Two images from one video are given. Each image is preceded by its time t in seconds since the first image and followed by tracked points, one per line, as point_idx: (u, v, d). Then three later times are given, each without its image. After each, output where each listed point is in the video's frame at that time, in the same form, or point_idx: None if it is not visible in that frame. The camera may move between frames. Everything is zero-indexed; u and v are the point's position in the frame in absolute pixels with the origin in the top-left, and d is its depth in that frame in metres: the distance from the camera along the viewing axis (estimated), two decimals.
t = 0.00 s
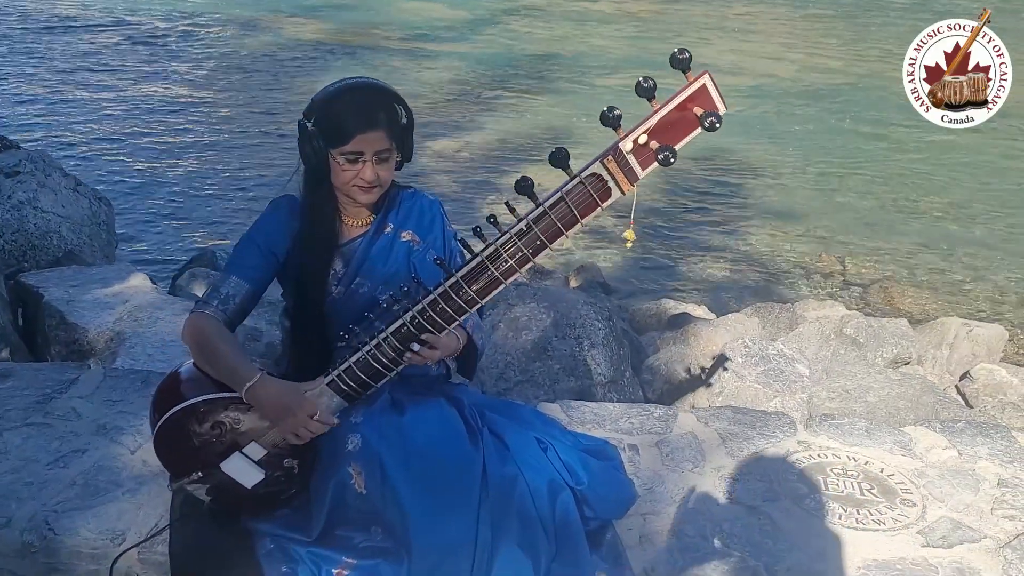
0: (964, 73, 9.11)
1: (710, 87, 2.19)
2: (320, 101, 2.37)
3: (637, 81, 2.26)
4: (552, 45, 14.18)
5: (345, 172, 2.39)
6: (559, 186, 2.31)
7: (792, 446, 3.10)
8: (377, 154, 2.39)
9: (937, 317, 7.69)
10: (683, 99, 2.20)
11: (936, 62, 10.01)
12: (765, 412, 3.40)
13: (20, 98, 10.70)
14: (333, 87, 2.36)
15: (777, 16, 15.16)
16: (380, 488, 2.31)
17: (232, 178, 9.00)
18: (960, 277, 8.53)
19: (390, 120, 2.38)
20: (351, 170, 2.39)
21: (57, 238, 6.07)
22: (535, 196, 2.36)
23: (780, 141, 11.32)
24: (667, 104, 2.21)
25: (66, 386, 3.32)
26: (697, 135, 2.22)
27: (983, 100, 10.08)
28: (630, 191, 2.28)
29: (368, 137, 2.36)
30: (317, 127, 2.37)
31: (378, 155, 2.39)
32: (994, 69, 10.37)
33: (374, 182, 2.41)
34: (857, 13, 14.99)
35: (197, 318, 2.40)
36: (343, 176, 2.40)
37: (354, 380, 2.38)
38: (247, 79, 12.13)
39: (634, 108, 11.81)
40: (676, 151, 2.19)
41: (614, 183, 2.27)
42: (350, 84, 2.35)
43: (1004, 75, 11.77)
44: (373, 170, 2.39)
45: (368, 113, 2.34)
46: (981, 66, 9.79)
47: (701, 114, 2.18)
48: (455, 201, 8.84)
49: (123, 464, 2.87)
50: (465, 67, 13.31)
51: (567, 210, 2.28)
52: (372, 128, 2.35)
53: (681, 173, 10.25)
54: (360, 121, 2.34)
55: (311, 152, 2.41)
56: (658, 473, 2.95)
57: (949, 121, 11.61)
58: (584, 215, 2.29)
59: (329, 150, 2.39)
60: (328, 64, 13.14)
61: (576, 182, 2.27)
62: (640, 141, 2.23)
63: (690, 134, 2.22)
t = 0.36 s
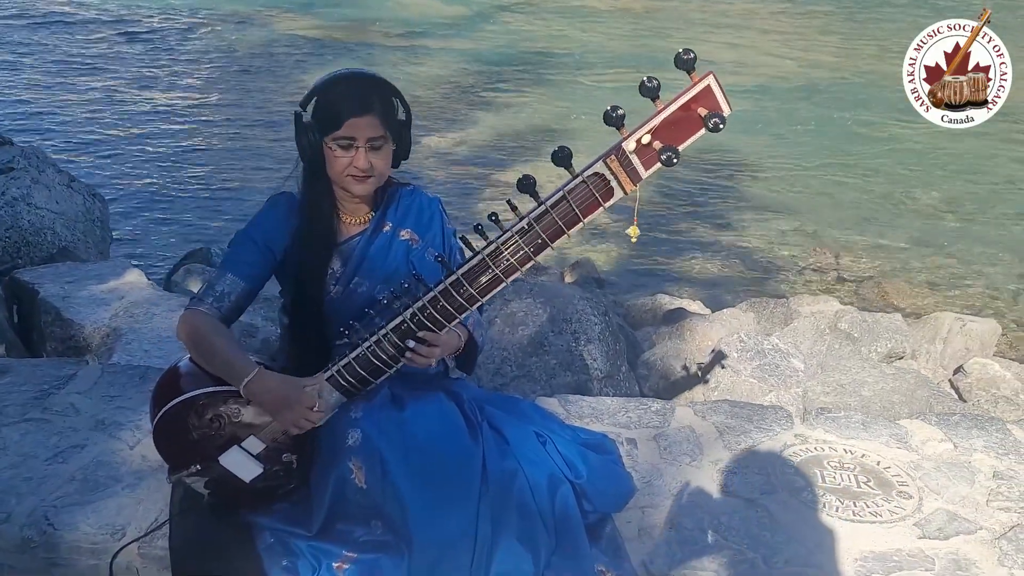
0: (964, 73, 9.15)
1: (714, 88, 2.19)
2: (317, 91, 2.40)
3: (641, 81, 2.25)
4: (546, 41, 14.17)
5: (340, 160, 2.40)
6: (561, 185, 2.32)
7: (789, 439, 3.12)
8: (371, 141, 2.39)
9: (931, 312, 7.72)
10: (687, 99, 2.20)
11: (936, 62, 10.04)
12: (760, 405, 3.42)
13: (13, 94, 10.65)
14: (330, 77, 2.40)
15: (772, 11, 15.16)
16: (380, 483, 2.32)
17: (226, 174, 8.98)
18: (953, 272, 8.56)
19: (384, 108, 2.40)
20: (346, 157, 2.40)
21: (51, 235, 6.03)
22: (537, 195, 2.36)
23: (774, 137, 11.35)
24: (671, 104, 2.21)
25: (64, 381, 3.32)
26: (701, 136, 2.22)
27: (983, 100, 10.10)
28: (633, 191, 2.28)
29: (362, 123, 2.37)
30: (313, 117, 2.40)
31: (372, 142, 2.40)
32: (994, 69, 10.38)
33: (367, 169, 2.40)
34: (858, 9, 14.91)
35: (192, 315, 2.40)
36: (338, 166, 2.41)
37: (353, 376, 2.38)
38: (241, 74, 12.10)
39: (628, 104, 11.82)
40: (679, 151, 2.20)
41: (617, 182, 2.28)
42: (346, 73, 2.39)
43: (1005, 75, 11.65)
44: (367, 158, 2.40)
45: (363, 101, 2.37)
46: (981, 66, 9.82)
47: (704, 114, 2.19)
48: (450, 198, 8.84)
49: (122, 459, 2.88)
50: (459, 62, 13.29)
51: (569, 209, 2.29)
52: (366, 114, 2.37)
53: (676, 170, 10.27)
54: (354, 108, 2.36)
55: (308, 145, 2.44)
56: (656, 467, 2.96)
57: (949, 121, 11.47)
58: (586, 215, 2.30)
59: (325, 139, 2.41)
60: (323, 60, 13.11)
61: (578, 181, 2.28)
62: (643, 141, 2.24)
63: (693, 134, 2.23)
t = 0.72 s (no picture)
0: (964, 73, 9.18)
1: (711, 87, 2.20)
2: (318, 84, 2.42)
3: (639, 80, 2.26)
4: (541, 39, 14.18)
5: (343, 149, 2.40)
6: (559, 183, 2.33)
7: (785, 436, 3.13)
8: (371, 126, 2.39)
9: (925, 309, 7.75)
10: (685, 98, 2.21)
11: (936, 62, 10.07)
12: (756, 402, 3.44)
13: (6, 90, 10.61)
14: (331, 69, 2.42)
15: (768, 9, 15.18)
16: (379, 480, 2.33)
17: (222, 171, 8.96)
18: (948, 270, 8.59)
19: (384, 96, 2.40)
20: (348, 145, 2.39)
21: (46, 232, 6.02)
22: (535, 194, 2.37)
23: (770, 135, 11.37)
24: (668, 103, 2.22)
25: (62, 378, 3.33)
26: (698, 134, 2.23)
27: (983, 100, 10.13)
28: (630, 189, 2.29)
29: (361, 108, 2.38)
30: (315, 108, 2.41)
31: (371, 127, 2.39)
32: (994, 69, 10.40)
33: (368, 154, 2.40)
34: (858, 7, 14.90)
35: (190, 311, 2.42)
36: (340, 155, 2.41)
37: (351, 373, 2.38)
38: (236, 72, 12.08)
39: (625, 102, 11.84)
40: (677, 149, 2.21)
41: (614, 181, 2.28)
42: (346, 65, 2.41)
43: (1004, 76, 11.63)
44: (368, 143, 2.39)
45: (361, 87, 2.38)
46: (981, 66, 9.86)
47: (703, 113, 2.20)
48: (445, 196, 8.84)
49: (120, 456, 2.88)
50: (455, 60, 13.30)
51: (567, 207, 2.30)
52: (365, 99, 2.38)
53: (672, 168, 10.28)
54: (353, 95, 2.37)
55: (311, 139, 2.44)
56: (652, 463, 2.98)
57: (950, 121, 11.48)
58: (583, 213, 2.31)
59: (326, 130, 2.41)
60: (319, 58, 13.12)
61: (576, 179, 2.29)
62: (640, 140, 2.25)
63: (691, 133, 2.24)
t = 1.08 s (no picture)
0: (964, 73, 9.21)
1: (705, 84, 2.21)
2: (310, 82, 2.40)
3: (633, 78, 2.27)
4: (536, 36, 14.18)
5: (341, 147, 2.40)
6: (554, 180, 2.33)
7: (779, 432, 3.15)
8: (368, 125, 2.40)
9: (918, 306, 7.78)
10: (678, 95, 2.22)
11: (936, 62, 10.09)
12: (750, 399, 3.46)
13: None
14: (322, 68, 2.40)
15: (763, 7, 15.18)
16: (376, 477, 2.33)
17: (216, 169, 8.95)
18: (942, 267, 8.61)
19: (379, 93, 2.41)
20: (346, 144, 2.39)
21: (40, 229, 6.01)
22: (530, 190, 2.37)
23: (765, 133, 11.38)
24: (663, 100, 2.23)
25: (56, 376, 3.33)
26: (692, 131, 2.24)
27: (984, 100, 10.15)
28: (624, 186, 2.30)
29: (359, 107, 2.38)
30: (308, 107, 2.39)
31: (369, 125, 2.40)
32: (994, 68, 10.42)
33: (371, 153, 2.41)
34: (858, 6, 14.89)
35: (186, 308, 2.42)
36: (338, 153, 2.40)
37: (347, 369, 2.39)
38: (230, 70, 12.05)
39: (620, 100, 11.84)
40: (671, 146, 2.21)
41: (609, 177, 2.29)
42: (338, 63, 2.40)
43: (1004, 76, 11.60)
44: (366, 141, 2.40)
45: (356, 86, 2.37)
46: (981, 66, 9.89)
47: (696, 110, 2.21)
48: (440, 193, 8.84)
49: (115, 453, 2.89)
50: (450, 57, 13.28)
51: (562, 204, 2.31)
52: (361, 98, 2.38)
53: (667, 166, 10.29)
54: (349, 93, 2.37)
55: (303, 138, 2.41)
56: (647, 459, 2.99)
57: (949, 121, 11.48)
58: (578, 210, 2.31)
59: (321, 129, 2.40)
60: (314, 55, 13.11)
61: (570, 176, 2.30)
62: (635, 137, 2.25)
63: (685, 130, 2.25)
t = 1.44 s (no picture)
0: (964, 73, 9.25)
1: (697, 88, 2.21)
2: (292, 84, 2.41)
3: (626, 81, 2.27)
4: (529, 35, 14.17)
5: (320, 149, 2.40)
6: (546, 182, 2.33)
7: (768, 429, 3.16)
8: (348, 126, 2.39)
9: (909, 304, 7.83)
10: (670, 99, 2.22)
11: (936, 62, 10.11)
12: (740, 396, 3.47)
13: None
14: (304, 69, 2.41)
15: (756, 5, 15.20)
16: (366, 477, 2.34)
17: (207, 168, 8.92)
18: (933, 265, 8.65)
19: (359, 94, 2.40)
20: (325, 145, 2.39)
21: (30, 229, 5.99)
22: (522, 192, 2.37)
23: (758, 132, 11.41)
24: (655, 104, 2.23)
25: (46, 375, 3.32)
26: (684, 134, 2.24)
27: (984, 100, 10.17)
28: (616, 188, 2.30)
29: (338, 108, 2.37)
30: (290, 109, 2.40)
31: (348, 126, 2.39)
32: (994, 68, 10.44)
33: (347, 155, 2.40)
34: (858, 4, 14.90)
35: (173, 308, 2.40)
36: (318, 155, 2.41)
37: (337, 369, 2.39)
38: (222, 68, 12.01)
39: (613, 99, 11.85)
40: (663, 150, 2.21)
41: (600, 180, 2.29)
42: (319, 64, 2.40)
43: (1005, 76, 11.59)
44: (345, 142, 2.39)
45: (335, 87, 2.37)
46: (981, 66, 9.93)
47: (688, 113, 2.21)
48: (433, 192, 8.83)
49: (104, 453, 2.88)
50: (443, 56, 13.27)
51: (554, 207, 2.31)
52: (341, 99, 2.37)
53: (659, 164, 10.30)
54: (328, 94, 2.37)
55: (287, 140, 2.43)
56: (637, 457, 3.01)
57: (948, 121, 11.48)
58: (570, 212, 2.32)
59: (302, 131, 2.41)
60: (307, 54, 13.10)
61: (562, 178, 2.30)
62: (627, 140, 2.25)
63: (676, 134, 2.25)
